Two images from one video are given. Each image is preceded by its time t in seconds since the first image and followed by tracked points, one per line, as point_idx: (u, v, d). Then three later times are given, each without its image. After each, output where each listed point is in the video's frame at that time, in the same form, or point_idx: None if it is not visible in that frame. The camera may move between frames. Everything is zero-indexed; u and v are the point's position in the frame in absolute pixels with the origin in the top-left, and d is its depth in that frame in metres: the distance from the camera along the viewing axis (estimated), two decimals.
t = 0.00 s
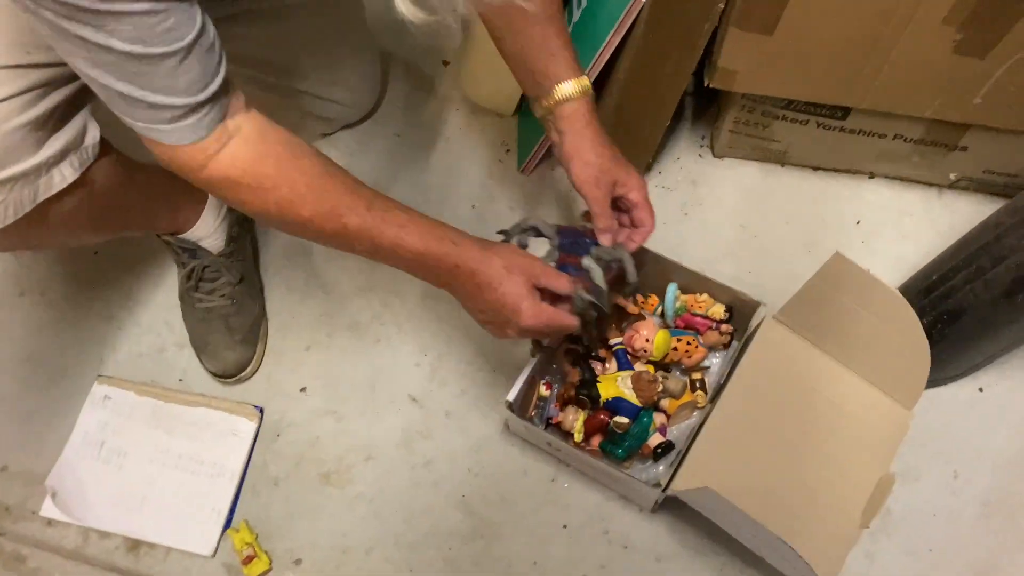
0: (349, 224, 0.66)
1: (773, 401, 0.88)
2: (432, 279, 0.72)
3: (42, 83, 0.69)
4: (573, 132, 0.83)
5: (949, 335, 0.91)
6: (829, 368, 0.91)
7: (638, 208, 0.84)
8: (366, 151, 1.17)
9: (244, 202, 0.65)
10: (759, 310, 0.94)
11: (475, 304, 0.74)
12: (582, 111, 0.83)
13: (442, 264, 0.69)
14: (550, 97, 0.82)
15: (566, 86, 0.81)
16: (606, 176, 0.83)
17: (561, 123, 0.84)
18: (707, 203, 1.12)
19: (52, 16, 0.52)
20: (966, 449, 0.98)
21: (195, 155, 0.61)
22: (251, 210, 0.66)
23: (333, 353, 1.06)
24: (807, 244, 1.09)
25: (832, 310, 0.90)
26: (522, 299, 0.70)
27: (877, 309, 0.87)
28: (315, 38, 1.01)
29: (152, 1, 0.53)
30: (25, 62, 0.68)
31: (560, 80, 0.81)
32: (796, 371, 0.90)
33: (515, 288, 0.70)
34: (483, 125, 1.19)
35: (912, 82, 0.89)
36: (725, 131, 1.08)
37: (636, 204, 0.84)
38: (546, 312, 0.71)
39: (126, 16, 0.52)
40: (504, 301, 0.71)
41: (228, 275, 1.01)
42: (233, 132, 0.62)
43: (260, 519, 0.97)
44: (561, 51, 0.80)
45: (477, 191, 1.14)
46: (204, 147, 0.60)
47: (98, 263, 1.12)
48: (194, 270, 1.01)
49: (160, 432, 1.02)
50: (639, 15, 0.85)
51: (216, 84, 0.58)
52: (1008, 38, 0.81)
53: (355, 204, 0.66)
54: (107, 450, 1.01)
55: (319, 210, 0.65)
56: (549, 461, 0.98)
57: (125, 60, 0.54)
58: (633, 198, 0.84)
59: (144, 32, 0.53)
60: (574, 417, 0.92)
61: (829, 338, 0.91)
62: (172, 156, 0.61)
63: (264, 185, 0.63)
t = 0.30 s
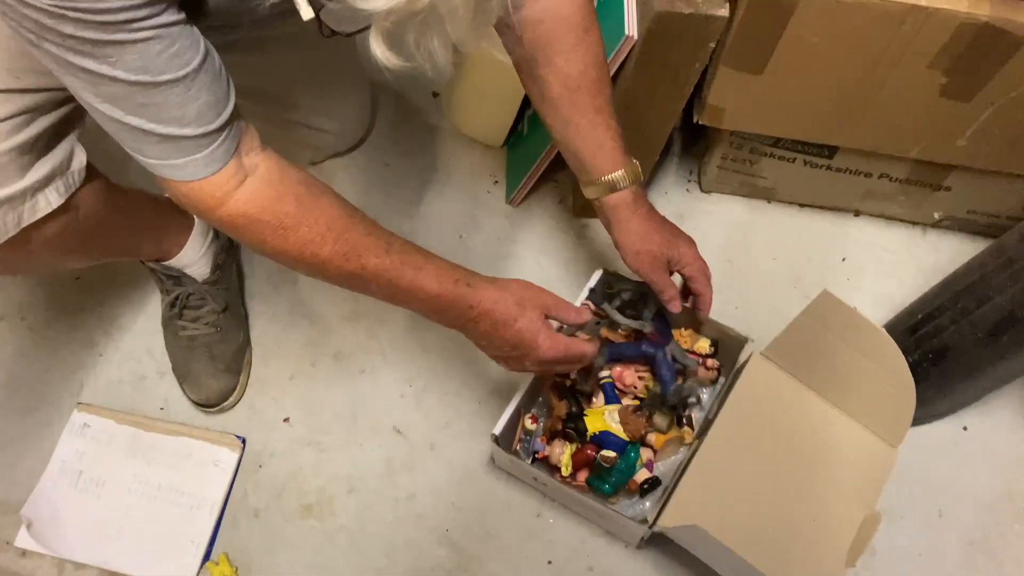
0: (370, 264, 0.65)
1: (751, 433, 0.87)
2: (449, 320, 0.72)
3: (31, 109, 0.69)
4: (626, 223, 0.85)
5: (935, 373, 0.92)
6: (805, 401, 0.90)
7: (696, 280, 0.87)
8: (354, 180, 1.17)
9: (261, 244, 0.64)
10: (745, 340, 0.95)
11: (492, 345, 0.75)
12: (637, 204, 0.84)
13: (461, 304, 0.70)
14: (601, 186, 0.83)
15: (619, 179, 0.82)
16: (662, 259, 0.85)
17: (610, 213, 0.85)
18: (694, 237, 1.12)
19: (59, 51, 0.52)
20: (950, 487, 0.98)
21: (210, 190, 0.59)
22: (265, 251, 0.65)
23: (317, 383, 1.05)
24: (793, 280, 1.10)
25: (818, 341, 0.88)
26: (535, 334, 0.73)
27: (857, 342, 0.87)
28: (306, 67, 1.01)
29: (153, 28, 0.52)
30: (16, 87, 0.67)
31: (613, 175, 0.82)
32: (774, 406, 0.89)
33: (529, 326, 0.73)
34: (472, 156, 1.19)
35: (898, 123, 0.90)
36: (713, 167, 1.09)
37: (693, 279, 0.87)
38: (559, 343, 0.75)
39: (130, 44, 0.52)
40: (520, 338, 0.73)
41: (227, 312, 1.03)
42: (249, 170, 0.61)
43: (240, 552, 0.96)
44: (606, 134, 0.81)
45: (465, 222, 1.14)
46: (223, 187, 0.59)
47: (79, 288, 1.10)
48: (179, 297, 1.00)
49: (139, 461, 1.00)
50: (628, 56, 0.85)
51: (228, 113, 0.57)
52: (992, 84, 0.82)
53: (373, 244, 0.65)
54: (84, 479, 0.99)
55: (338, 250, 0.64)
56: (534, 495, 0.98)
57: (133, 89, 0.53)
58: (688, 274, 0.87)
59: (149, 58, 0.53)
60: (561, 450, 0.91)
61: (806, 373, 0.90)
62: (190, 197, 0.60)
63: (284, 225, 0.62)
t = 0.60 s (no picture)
0: (288, 254, 0.68)
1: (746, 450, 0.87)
2: (346, 307, 0.77)
3: (54, 111, 0.70)
4: (601, 259, 0.91)
5: (943, 392, 0.91)
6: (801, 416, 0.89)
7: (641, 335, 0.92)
8: (364, 189, 1.18)
9: (185, 222, 0.65)
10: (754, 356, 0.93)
11: (387, 332, 0.81)
12: (614, 245, 0.90)
13: (362, 295, 0.75)
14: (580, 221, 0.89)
15: (596, 222, 0.87)
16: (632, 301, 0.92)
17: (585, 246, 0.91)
18: (703, 252, 1.13)
19: (40, 43, 0.52)
20: (957, 508, 0.98)
21: (150, 173, 0.61)
22: (188, 228, 0.66)
23: (323, 390, 1.05)
24: (801, 296, 1.10)
25: (826, 358, 0.87)
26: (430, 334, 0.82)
27: (865, 360, 0.86)
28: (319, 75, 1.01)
29: (138, 39, 0.54)
30: (40, 89, 0.68)
31: (591, 215, 0.87)
32: (771, 421, 0.88)
33: (424, 326, 0.81)
34: (482, 167, 1.19)
35: (907, 142, 0.90)
36: (723, 182, 1.09)
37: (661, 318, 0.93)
38: (449, 346, 0.85)
39: (109, 49, 0.53)
40: (419, 334, 0.82)
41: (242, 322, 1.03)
42: (191, 158, 0.62)
43: (242, 558, 0.95)
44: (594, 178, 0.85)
45: (474, 233, 1.15)
46: (161, 175, 0.61)
47: (89, 291, 1.10)
48: (189, 301, 1.01)
49: (144, 464, 1.00)
50: (642, 69, 0.85)
51: (183, 116, 0.60)
52: (1004, 105, 0.83)
53: (296, 237, 0.69)
54: (89, 481, 0.99)
55: (261, 239, 0.67)
56: (538, 507, 0.97)
57: (99, 87, 0.55)
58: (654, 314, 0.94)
59: (123, 63, 0.54)
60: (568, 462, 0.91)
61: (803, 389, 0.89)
62: (125, 174, 0.61)
63: (215, 211, 0.64)
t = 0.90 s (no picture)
0: (208, 293, 0.72)
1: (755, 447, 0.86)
2: (244, 349, 0.82)
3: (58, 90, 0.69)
4: (623, 250, 0.90)
5: (953, 390, 0.91)
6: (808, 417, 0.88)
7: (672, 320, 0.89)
8: (374, 178, 1.17)
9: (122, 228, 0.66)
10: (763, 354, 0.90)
11: (262, 393, 0.88)
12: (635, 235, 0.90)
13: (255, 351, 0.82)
14: (602, 211, 0.88)
15: (620, 211, 0.87)
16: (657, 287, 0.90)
17: (607, 235, 0.91)
18: (713, 247, 1.12)
19: (19, 32, 0.51)
20: (965, 507, 0.97)
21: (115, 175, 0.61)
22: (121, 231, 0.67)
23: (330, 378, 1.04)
24: (811, 292, 1.09)
25: (837, 353, 0.86)
26: (299, 407, 0.90)
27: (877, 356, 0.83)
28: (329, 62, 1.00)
29: (120, 43, 0.53)
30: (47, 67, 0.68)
31: (615, 204, 0.87)
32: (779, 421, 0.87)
33: (298, 399, 0.89)
34: (492, 158, 1.19)
35: (921, 138, 0.89)
36: (735, 176, 1.09)
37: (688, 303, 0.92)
38: (314, 426, 0.92)
39: (88, 45, 0.52)
40: (291, 407, 0.89)
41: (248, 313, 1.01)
42: (152, 173, 0.63)
43: (247, 545, 0.95)
44: (617, 166, 0.84)
45: (483, 224, 1.14)
46: (121, 179, 0.61)
47: (96, 276, 1.10)
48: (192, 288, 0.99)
49: (149, 450, 1.00)
50: (657, 59, 0.85)
51: (152, 120, 0.59)
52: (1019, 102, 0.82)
53: (221, 279, 0.72)
54: (94, 466, 0.99)
55: (186, 268, 0.69)
56: (545, 499, 0.97)
57: (69, 81, 0.54)
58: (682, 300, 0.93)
59: (100, 61, 0.53)
60: (574, 454, 0.90)
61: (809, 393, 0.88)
62: (83, 169, 0.61)
63: (156, 232, 0.65)
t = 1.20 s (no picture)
0: (184, 301, 0.71)
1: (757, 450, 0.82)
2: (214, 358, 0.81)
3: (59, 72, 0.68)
4: (730, 260, 0.79)
5: (953, 379, 0.91)
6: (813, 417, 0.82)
7: (808, 306, 0.82)
8: (375, 164, 1.17)
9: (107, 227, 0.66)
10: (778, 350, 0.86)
11: (229, 399, 0.87)
12: (743, 241, 0.78)
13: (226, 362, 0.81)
14: (703, 227, 0.76)
15: (721, 220, 0.75)
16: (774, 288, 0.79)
17: (715, 250, 0.78)
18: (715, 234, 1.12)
19: (14, 28, 0.51)
20: (964, 495, 0.97)
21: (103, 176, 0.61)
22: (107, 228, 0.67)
23: (331, 364, 1.04)
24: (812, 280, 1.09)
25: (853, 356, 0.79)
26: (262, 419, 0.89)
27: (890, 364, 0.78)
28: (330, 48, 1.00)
29: (113, 45, 0.53)
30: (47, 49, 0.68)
31: (717, 213, 0.75)
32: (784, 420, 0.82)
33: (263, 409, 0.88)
34: (493, 145, 1.19)
35: (923, 127, 0.90)
36: (737, 164, 1.09)
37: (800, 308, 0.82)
38: (273, 437, 0.91)
39: (85, 47, 0.52)
40: (253, 417, 0.88)
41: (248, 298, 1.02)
42: (141, 178, 0.63)
43: (248, 530, 0.95)
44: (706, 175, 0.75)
45: (485, 210, 1.14)
46: (110, 182, 0.61)
47: (98, 261, 1.10)
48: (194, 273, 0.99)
49: (151, 435, 1.00)
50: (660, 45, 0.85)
51: (145, 125, 0.59)
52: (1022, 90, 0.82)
53: (198, 289, 0.71)
54: (95, 451, 0.99)
55: (163, 276, 0.69)
56: (546, 485, 0.97)
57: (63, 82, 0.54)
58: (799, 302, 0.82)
59: (96, 63, 0.53)
60: (575, 440, 0.90)
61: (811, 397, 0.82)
62: (74, 168, 0.61)
63: (138, 236, 0.65)
